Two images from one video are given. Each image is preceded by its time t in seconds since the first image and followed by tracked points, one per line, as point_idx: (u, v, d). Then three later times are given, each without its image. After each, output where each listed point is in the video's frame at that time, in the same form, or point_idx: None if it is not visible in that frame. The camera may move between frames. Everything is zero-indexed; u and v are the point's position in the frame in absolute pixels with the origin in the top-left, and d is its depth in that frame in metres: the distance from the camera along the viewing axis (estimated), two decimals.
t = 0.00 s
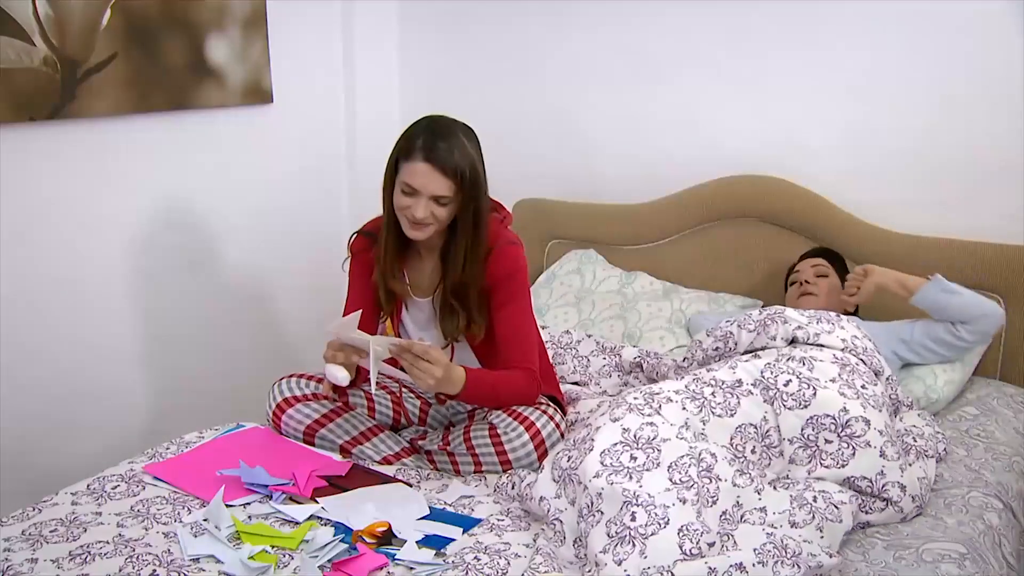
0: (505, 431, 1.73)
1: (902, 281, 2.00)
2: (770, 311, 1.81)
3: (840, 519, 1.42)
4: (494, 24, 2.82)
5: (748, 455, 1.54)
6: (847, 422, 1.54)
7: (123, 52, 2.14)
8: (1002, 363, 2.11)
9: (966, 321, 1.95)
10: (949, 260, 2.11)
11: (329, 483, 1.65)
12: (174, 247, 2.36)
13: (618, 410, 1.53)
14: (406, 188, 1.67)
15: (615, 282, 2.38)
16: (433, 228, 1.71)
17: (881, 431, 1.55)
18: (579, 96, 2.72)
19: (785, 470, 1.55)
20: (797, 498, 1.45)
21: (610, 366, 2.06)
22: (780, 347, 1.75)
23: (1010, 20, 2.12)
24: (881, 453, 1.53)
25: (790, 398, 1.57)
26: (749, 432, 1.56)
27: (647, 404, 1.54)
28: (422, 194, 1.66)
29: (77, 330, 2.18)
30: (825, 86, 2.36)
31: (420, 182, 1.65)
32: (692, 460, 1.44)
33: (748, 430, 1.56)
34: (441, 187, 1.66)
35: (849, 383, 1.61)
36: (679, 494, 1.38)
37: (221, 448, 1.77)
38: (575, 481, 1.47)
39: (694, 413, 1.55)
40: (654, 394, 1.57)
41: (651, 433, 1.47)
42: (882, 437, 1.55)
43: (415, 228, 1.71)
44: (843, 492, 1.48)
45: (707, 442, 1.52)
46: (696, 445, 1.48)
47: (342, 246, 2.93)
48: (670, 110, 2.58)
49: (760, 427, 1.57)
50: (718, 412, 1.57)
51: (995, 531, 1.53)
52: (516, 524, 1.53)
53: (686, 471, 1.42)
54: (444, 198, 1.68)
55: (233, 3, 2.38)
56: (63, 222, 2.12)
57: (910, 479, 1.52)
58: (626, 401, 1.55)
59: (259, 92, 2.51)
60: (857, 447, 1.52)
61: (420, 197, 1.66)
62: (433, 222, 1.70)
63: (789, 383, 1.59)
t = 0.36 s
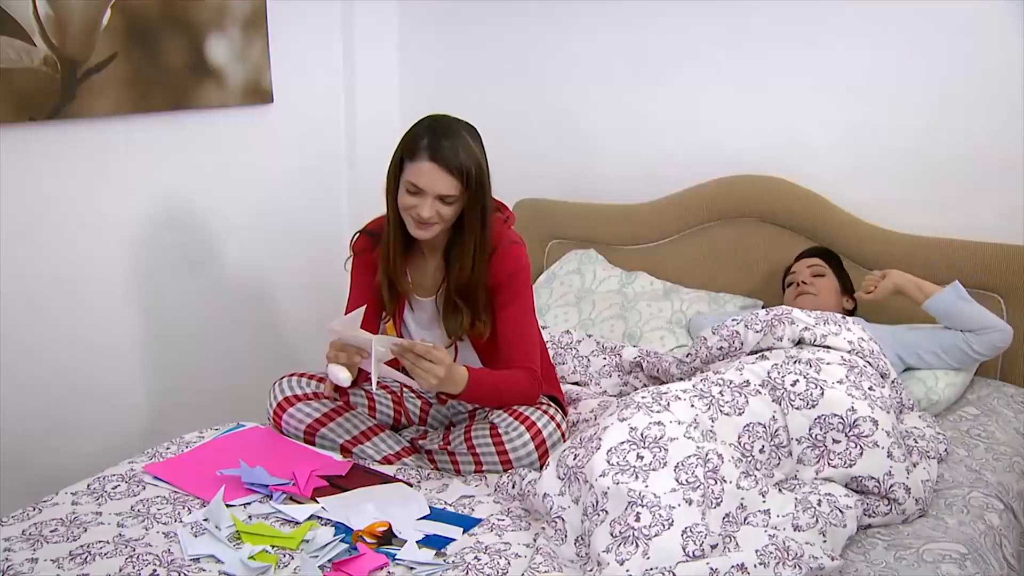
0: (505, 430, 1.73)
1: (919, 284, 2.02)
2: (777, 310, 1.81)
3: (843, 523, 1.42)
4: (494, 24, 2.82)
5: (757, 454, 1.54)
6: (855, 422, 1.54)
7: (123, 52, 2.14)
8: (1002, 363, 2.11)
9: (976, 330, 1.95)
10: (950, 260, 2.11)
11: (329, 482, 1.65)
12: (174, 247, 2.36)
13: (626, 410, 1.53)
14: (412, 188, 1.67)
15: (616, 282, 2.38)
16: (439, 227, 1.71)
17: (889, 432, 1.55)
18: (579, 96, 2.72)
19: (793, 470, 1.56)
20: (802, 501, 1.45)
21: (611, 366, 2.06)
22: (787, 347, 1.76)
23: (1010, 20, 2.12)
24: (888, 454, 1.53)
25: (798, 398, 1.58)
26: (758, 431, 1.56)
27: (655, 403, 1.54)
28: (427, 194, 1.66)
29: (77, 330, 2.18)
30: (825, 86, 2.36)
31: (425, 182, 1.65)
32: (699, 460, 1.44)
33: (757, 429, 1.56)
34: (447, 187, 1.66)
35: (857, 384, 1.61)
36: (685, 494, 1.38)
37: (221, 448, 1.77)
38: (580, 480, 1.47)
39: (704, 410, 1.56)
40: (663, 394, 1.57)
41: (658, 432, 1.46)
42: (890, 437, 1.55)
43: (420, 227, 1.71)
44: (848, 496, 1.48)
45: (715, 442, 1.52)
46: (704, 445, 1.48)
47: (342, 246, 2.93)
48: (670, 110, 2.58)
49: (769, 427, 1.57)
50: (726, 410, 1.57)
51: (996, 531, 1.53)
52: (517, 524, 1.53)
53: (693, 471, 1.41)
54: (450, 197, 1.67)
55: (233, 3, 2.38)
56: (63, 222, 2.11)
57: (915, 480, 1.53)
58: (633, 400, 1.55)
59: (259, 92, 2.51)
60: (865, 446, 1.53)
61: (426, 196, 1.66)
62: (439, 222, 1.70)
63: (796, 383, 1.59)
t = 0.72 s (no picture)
0: (505, 431, 1.73)
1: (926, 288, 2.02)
2: (778, 310, 1.81)
3: (843, 522, 1.42)
4: (494, 24, 2.82)
5: (756, 454, 1.54)
6: (854, 422, 1.54)
7: (123, 52, 2.14)
8: (1003, 363, 2.11)
9: (977, 329, 1.96)
10: (950, 260, 2.11)
11: (329, 483, 1.65)
12: (174, 247, 2.36)
13: (625, 410, 1.53)
14: (411, 189, 1.67)
15: (616, 282, 2.38)
16: (438, 228, 1.71)
17: (888, 432, 1.55)
18: (579, 96, 2.72)
19: (791, 470, 1.56)
20: (801, 501, 1.45)
21: (611, 366, 2.06)
22: (787, 347, 1.76)
23: (1009, 20, 2.12)
24: (887, 454, 1.53)
25: (797, 398, 1.58)
26: (757, 430, 1.56)
27: (655, 403, 1.54)
28: (427, 194, 1.66)
29: (77, 330, 2.18)
30: (825, 86, 2.36)
31: (425, 182, 1.65)
32: (698, 460, 1.44)
33: (756, 429, 1.56)
34: (446, 187, 1.66)
35: (856, 384, 1.61)
36: (685, 494, 1.38)
37: (222, 448, 1.77)
38: (580, 480, 1.47)
39: (703, 410, 1.56)
40: (662, 394, 1.57)
41: (657, 432, 1.46)
42: (889, 437, 1.55)
43: (419, 228, 1.71)
44: (847, 495, 1.48)
45: (715, 442, 1.52)
46: (703, 445, 1.48)
47: (342, 246, 2.93)
48: (670, 110, 2.58)
49: (768, 427, 1.57)
50: (725, 410, 1.57)
51: (996, 531, 1.53)
52: (517, 524, 1.53)
53: (692, 470, 1.42)
54: (449, 198, 1.67)
55: (233, 3, 2.38)
56: (63, 222, 2.11)
57: (915, 480, 1.53)
58: (633, 400, 1.55)
59: (259, 92, 2.51)
60: (864, 446, 1.53)
61: (425, 197, 1.66)
62: (438, 222, 1.70)
63: (795, 383, 1.59)
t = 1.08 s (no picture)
0: (505, 430, 1.73)
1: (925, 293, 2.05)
2: (779, 309, 1.81)
3: (843, 522, 1.42)
4: (494, 24, 2.82)
5: (756, 454, 1.54)
6: (854, 422, 1.54)
7: (123, 52, 2.14)
8: (1002, 363, 2.11)
9: (976, 325, 1.98)
10: (950, 260, 2.11)
11: (329, 483, 1.65)
12: (174, 247, 2.36)
13: (625, 411, 1.53)
14: (412, 188, 1.67)
15: (616, 282, 2.38)
16: (439, 227, 1.71)
17: (889, 432, 1.55)
18: (579, 96, 2.72)
19: (792, 470, 1.56)
20: (801, 501, 1.45)
21: (611, 366, 2.06)
22: (787, 347, 1.76)
23: (1010, 20, 2.12)
24: (887, 454, 1.53)
25: (797, 398, 1.58)
26: (757, 431, 1.56)
27: (655, 403, 1.54)
28: (427, 194, 1.66)
29: (77, 330, 2.18)
30: (825, 86, 2.36)
31: (426, 181, 1.65)
32: (698, 460, 1.44)
33: (756, 429, 1.56)
34: (447, 186, 1.66)
35: (856, 384, 1.60)
36: (685, 494, 1.38)
37: (222, 448, 1.77)
38: (580, 480, 1.47)
39: (702, 410, 1.55)
40: (662, 394, 1.57)
41: (657, 432, 1.46)
42: (889, 437, 1.55)
43: (420, 227, 1.70)
44: (848, 495, 1.48)
45: (715, 442, 1.52)
46: (703, 445, 1.48)
47: (342, 246, 2.93)
48: (670, 110, 2.58)
49: (768, 427, 1.57)
50: (725, 410, 1.57)
51: (996, 531, 1.53)
52: (517, 524, 1.53)
53: (692, 470, 1.42)
54: (450, 197, 1.67)
55: (233, 3, 2.38)
56: (62, 222, 2.11)
57: (915, 481, 1.53)
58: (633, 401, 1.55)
59: (259, 92, 2.51)
60: (864, 446, 1.53)
61: (426, 196, 1.66)
62: (439, 221, 1.70)
63: (795, 383, 1.59)
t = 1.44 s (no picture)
0: (505, 430, 1.73)
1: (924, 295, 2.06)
2: (778, 309, 1.81)
3: (843, 522, 1.42)
4: (494, 24, 2.82)
5: (756, 454, 1.54)
6: (854, 422, 1.54)
7: (123, 52, 2.14)
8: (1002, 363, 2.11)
9: (976, 325, 1.98)
10: (950, 259, 2.11)
11: (329, 483, 1.65)
12: (173, 247, 2.36)
13: (626, 410, 1.53)
14: (413, 176, 1.69)
15: (616, 282, 2.38)
16: (440, 216, 1.71)
17: (888, 432, 1.55)
18: (579, 96, 2.72)
19: (792, 470, 1.56)
20: (801, 501, 1.45)
21: (611, 366, 2.06)
22: (787, 347, 1.76)
23: (1010, 20, 2.12)
24: (887, 454, 1.53)
25: (797, 398, 1.58)
26: (757, 430, 1.56)
27: (655, 402, 1.54)
28: (429, 179, 1.67)
29: (76, 329, 2.18)
30: (825, 87, 2.36)
31: (427, 166, 1.67)
32: (698, 460, 1.44)
33: (756, 429, 1.56)
34: (448, 171, 1.67)
35: (856, 384, 1.60)
36: (685, 494, 1.38)
37: (222, 449, 1.77)
38: (580, 480, 1.47)
39: (702, 410, 1.55)
40: (662, 393, 1.57)
41: (657, 432, 1.46)
42: (889, 437, 1.55)
43: (421, 216, 1.71)
44: (847, 495, 1.48)
45: (715, 442, 1.52)
46: (703, 445, 1.48)
47: (342, 245, 2.93)
48: (670, 110, 2.58)
49: (768, 427, 1.57)
50: (725, 410, 1.57)
51: (996, 530, 1.53)
52: (516, 524, 1.53)
53: (692, 470, 1.42)
54: (451, 184, 1.69)
55: (233, 3, 2.38)
56: (62, 222, 2.11)
57: (915, 481, 1.53)
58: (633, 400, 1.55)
59: (259, 92, 2.51)
60: (864, 446, 1.53)
61: (427, 181, 1.67)
62: (440, 210, 1.70)
63: (795, 383, 1.59)
